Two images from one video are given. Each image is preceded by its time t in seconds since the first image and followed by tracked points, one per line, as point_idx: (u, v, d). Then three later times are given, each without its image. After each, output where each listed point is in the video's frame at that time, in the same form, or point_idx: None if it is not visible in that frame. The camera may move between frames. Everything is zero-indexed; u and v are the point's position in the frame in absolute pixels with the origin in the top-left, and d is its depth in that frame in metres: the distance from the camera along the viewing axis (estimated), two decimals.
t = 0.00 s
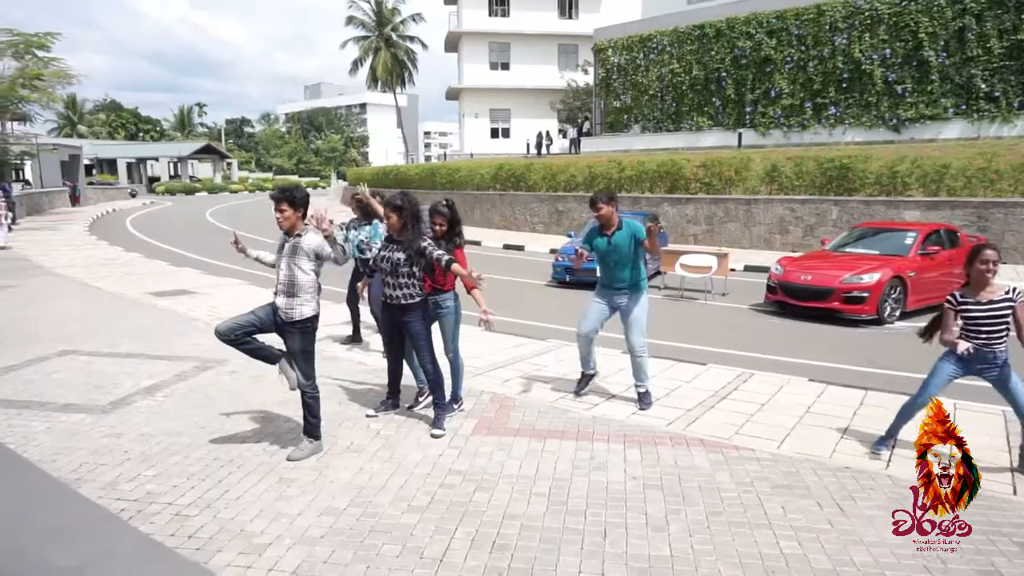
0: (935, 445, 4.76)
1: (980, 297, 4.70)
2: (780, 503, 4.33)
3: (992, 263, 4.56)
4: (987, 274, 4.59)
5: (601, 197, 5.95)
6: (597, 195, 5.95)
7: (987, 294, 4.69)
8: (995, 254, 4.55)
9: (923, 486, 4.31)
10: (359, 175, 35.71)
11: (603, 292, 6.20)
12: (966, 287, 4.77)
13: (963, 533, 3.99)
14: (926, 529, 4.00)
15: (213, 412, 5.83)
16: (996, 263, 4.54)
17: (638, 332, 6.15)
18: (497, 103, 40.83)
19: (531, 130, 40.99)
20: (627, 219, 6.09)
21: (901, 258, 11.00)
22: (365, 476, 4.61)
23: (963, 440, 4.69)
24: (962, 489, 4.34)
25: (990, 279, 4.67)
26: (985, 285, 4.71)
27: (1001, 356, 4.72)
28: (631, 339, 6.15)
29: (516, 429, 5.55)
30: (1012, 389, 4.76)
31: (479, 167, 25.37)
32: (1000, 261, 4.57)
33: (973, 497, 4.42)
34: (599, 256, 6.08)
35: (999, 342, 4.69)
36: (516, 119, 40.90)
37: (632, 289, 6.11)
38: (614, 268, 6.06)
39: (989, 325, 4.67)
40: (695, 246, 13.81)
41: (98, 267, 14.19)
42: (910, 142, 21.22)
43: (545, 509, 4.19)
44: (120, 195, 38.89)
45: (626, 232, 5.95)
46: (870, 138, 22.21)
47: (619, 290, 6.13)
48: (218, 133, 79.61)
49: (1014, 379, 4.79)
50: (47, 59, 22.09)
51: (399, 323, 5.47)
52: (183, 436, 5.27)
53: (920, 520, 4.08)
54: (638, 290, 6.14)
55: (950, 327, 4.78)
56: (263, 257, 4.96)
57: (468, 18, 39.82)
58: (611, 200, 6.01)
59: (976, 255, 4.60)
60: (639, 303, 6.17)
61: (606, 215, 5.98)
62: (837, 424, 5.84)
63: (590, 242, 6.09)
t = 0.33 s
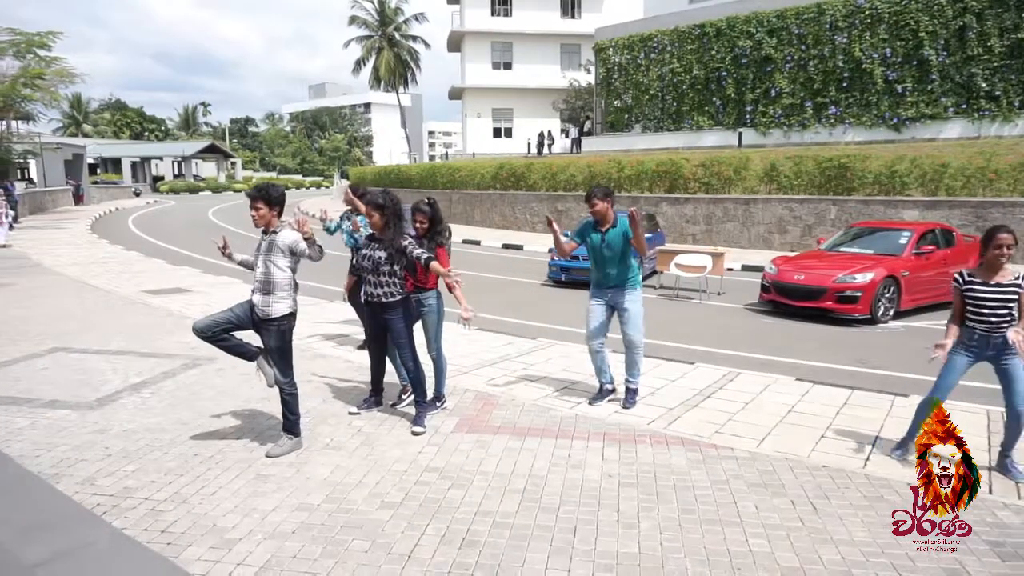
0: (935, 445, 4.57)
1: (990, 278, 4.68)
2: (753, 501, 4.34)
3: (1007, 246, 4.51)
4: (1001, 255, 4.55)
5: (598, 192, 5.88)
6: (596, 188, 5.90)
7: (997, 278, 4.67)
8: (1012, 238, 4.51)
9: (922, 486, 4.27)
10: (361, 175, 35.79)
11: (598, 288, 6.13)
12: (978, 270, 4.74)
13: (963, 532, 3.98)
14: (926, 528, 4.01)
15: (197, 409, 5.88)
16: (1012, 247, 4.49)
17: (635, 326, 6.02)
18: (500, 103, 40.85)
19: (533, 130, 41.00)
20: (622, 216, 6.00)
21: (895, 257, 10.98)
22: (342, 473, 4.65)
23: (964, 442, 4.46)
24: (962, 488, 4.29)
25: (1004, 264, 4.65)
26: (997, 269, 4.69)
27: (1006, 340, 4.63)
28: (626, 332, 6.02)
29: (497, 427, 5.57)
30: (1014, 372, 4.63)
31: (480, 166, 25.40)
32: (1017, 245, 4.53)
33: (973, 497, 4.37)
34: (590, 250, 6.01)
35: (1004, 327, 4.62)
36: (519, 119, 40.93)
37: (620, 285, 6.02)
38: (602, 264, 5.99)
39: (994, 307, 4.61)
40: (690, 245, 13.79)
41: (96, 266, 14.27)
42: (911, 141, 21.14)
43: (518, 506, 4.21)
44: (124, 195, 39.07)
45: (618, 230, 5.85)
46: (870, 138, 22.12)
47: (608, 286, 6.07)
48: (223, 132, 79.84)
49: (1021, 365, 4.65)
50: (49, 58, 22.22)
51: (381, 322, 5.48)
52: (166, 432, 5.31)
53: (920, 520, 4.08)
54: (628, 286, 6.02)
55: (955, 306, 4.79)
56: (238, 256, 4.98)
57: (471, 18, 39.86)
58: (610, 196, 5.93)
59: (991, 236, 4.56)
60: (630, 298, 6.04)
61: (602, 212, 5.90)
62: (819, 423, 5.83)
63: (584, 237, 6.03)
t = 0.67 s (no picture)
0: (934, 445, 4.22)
1: (985, 262, 4.67)
2: (729, 502, 4.35)
3: (1007, 232, 4.50)
4: (1000, 242, 4.55)
5: (595, 202, 5.82)
6: (592, 197, 5.84)
7: (991, 263, 4.66)
8: (1013, 224, 4.50)
9: (922, 486, 4.22)
10: (366, 175, 35.90)
11: (593, 298, 6.01)
12: (974, 254, 4.74)
13: (963, 533, 4.00)
14: (927, 529, 4.01)
15: (184, 407, 5.94)
16: (1012, 234, 4.48)
17: (644, 326, 5.95)
18: (505, 103, 40.89)
19: (538, 131, 41.01)
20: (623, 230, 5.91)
21: (891, 258, 10.95)
22: (322, 471, 4.69)
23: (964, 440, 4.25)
24: (962, 488, 4.24)
25: (1000, 250, 4.64)
26: (994, 255, 4.68)
27: (996, 323, 4.60)
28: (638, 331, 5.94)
29: (480, 426, 5.60)
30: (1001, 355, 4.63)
31: (483, 166, 25.43)
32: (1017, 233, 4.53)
33: (972, 497, 4.33)
34: (586, 260, 5.94)
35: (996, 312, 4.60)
36: (524, 120, 40.97)
37: (614, 295, 5.94)
38: (596, 275, 5.90)
39: (986, 291, 4.59)
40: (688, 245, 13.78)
41: (98, 265, 14.38)
42: (914, 142, 21.06)
43: (493, 505, 4.24)
44: (131, 195, 39.36)
45: (616, 242, 5.77)
46: (874, 138, 22.03)
47: (601, 297, 5.98)
48: (230, 133, 80.21)
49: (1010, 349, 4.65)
50: (54, 59, 22.37)
51: (366, 322, 5.50)
52: (151, 430, 5.37)
53: (920, 520, 4.08)
54: (623, 292, 5.95)
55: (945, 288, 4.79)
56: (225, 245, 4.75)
57: (476, 19, 39.94)
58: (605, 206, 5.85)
59: (993, 221, 4.56)
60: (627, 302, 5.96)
61: (599, 222, 5.82)
62: (804, 424, 5.82)
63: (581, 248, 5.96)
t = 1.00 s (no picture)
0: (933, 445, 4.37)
1: (970, 270, 4.59)
2: (703, 502, 4.36)
3: (987, 239, 4.43)
4: (980, 248, 4.47)
5: (593, 212, 5.60)
6: (591, 207, 5.62)
7: (977, 269, 4.59)
8: (994, 230, 4.41)
9: (923, 486, 4.22)
10: (371, 176, 36.01)
11: (597, 307, 5.86)
12: (957, 262, 4.67)
13: (963, 533, 4.01)
14: (927, 529, 4.02)
15: (171, 405, 5.99)
16: (993, 240, 4.41)
17: (649, 342, 5.70)
18: (511, 103, 40.92)
19: (544, 131, 41.01)
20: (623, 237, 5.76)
21: (888, 259, 10.90)
22: (301, 469, 4.73)
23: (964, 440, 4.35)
24: (962, 488, 4.23)
25: (982, 256, 4.57)
26: (979, 260, 4.60)
27: (990, 332, 4.57)
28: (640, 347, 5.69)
29: (463, 425, 5.63)
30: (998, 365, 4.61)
31: (486, 167, 25.47)
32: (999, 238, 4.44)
33: (971, 497, 4.31)
34: (588, 271, 5.79)
35: (985, 320, 4.55)
36: (529, 120, 41.00)
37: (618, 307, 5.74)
38: (599, 285, 5.76)
39: (973, 300, 4.54)
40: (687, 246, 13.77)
41: (100, 265, 14.50)
42: (918, 143, 20.95)
43: (467, 503, 4.28)
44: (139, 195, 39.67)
45: (617, 251, 5.64)
46: (878, 139, 21.95)
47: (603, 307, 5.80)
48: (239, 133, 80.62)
49: (1004, 357, 4.62)
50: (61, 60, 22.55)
51: (349, 321, 5.54)
52: (136, 428, 5.42)
53: (921, 520, 4.09)
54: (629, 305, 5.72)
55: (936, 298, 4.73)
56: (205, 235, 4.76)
57: (482, 19, 40.02)
58: (604, 216, 5.66)
59: (973, 227, 4.48)
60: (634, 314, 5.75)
61: (599, 232, 5.64)
62: (788, 425, 5.82)
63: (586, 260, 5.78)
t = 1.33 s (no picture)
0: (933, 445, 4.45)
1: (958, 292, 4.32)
2: (675, 500, 4.37)
3: (972, 259, 4.20)
4: (966, 269, 4.24)
5: (589, 220, 5.55)
6: (587, 214, 5.57)
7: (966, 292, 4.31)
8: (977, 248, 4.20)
9: (923, 486, 4.28)
10: (370, 175, 36.04)
11: (604, 313, 5.82)
12: (944, 284, 4.39)
13: (962, 533, 4.00)
14: (926, 529, 4.02)
15: (154, 402, 6.03)
16: (977, 259, 4.19)
17: (646, 350, 5.65)
18: (510, 103, 40.96)
19: (543, 131, 41.03)
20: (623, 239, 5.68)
21: (878, 259, 10.91)
22: (277, 466, 4.76)
23: (963, 440, 4.43)
24: (962, 489, 4.31)
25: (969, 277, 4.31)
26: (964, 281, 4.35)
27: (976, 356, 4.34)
28: (639, 356, 5.65)
29: (444, 423, 5.66)
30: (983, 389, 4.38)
31: (483, 166, 25.49)
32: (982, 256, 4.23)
33: (973, 497, 4.37)
34: (596, 281, 5.67)
35: (973, 344, 4.32)
36: (529, 120, 41.04)
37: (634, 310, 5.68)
38: (612, 292, 5.65)
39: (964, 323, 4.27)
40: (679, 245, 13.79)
41: (95, 264, 14.54)
42: (914, 143, 20.94)
43: (439, 500, 4.30)
44: (139, 195, 39.80)
45: (623, 254, 5.52)
46: (874, 139, 21.93)
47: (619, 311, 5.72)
48: (239, 132, 80.73)
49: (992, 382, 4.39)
50: (58, 60, 22.60)
51: (328, 318, 5.55)
52: (117, 425, 5.45)
53: (920, 520, 4.09)
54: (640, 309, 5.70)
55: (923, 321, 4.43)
56: (182, 232, 4.78)
57: (481, 19, 40.07)
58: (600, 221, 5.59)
59: (956, 247, 4.25)
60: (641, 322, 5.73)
61: (598, 238, 5.59)
62: (767, 423, 5.84)
63: (587, 267, 5.70)
